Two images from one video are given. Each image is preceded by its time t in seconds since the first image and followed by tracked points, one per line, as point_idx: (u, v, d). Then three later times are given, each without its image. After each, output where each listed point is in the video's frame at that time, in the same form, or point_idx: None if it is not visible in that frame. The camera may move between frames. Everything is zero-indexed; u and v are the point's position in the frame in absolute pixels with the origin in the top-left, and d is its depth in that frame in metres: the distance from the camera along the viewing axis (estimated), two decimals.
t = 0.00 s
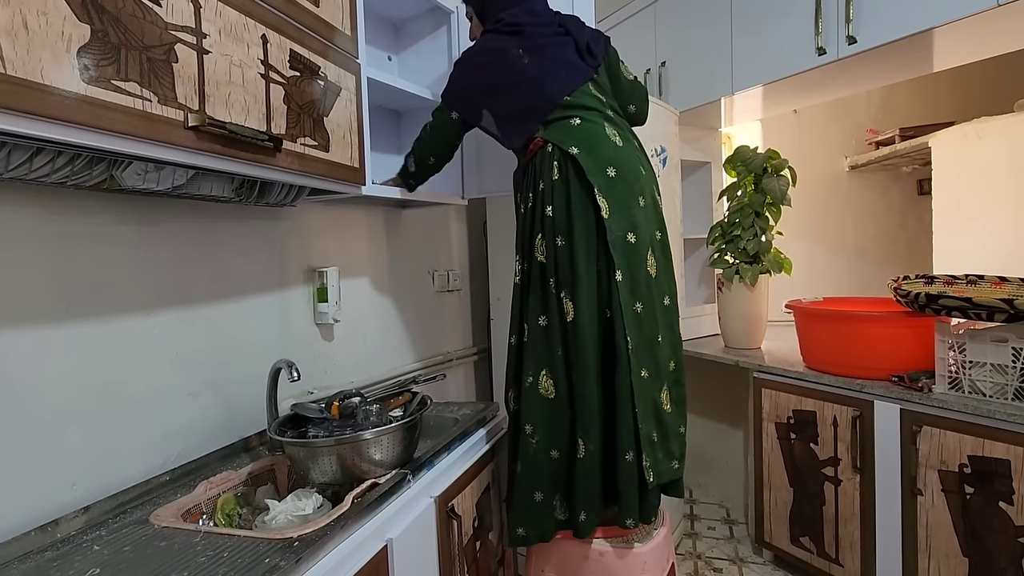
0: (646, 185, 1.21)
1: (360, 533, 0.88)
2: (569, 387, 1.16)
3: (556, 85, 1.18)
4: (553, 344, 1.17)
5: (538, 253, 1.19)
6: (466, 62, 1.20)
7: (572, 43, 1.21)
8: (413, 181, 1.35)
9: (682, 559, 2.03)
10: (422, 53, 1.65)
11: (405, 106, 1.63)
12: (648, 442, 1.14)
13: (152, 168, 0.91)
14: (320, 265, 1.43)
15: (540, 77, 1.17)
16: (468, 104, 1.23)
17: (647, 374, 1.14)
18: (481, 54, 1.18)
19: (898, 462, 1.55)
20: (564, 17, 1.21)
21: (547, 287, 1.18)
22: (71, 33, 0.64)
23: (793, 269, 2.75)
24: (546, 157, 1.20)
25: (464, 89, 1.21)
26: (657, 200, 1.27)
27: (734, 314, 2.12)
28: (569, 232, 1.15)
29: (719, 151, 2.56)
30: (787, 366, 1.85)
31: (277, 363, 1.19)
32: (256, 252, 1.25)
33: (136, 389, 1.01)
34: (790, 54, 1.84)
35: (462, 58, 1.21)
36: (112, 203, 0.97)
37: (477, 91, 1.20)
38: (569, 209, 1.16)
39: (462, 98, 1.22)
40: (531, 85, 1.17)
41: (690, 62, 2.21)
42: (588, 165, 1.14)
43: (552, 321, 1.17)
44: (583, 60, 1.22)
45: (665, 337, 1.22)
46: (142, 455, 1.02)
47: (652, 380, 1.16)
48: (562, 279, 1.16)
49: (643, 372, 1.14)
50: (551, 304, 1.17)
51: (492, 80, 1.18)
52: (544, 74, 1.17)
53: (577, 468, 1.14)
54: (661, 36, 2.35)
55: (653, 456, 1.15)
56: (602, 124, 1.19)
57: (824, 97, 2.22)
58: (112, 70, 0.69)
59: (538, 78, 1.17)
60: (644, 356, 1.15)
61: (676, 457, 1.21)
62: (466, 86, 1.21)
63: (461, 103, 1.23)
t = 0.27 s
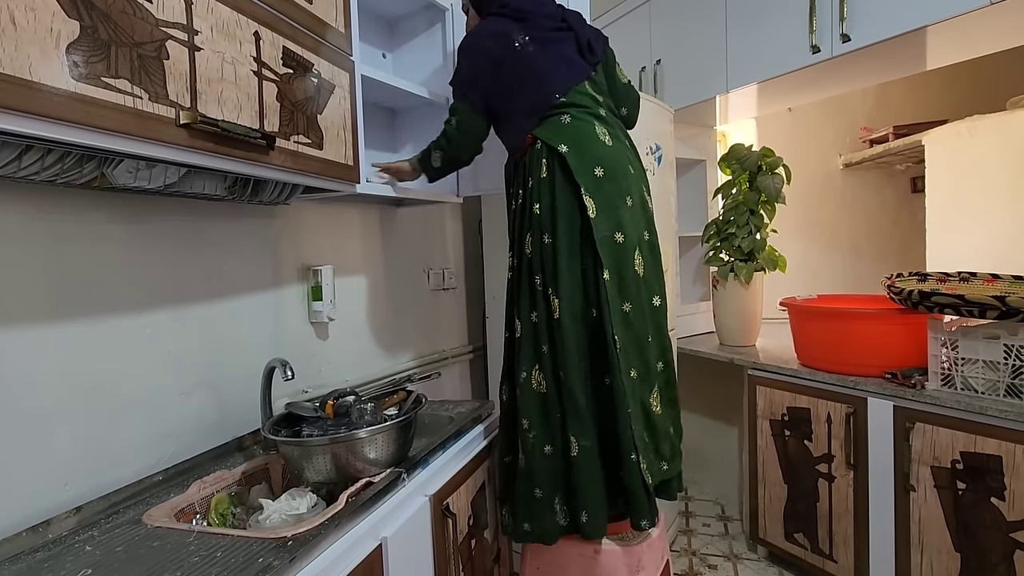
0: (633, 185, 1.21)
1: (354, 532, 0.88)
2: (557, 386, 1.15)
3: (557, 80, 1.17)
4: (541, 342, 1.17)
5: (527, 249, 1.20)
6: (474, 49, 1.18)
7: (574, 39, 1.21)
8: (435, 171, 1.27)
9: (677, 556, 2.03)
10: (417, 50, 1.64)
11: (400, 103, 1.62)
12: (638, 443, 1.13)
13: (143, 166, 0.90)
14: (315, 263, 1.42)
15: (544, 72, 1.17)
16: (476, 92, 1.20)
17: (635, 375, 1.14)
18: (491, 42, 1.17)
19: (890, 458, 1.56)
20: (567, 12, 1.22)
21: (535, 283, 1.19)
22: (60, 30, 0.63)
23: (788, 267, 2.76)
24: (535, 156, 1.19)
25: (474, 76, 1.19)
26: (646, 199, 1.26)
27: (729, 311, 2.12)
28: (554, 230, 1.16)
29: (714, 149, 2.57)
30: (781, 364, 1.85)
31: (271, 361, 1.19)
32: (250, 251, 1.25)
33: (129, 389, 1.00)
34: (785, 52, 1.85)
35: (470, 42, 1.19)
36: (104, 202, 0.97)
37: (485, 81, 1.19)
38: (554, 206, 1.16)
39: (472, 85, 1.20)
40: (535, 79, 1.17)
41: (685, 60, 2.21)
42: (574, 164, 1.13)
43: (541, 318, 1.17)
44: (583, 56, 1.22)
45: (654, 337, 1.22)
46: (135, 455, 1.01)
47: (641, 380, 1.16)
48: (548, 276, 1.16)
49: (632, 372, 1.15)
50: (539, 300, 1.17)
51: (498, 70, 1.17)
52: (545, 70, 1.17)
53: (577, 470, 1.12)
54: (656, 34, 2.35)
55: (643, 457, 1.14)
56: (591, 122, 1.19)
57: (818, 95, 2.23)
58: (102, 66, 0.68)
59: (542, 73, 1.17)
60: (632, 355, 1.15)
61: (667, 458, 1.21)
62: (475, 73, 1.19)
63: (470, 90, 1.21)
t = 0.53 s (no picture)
0: (636, 193, 1.23)
1: (350, 534, 0.88)
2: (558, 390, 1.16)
3: (563, 83, 1.16)
4: (545, 345, 1.17)
5: (533, 254, 1.20)
6: (481, 49, 1.15)
7: (575, 41, 1.21)
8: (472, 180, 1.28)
9: (673, 556, 2.04)
10: (412, 52, 1.64)
11: (395, 105, 1.63)
12: (630, 449, 1.15)
13: (138, 169, 0.90)
14: (311, 265, 1.42)
15: (550, 73, 1.15)
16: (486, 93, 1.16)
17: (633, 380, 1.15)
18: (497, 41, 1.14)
19: (884, 457, 1.57)
20: (566, 12, 1.21)
21: (543, 287, 1.18)
22: (53, 33, 0.63)
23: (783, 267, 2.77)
24: (541, 161, 1.19)
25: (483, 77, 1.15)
26: (643, 206, 1.29)
27: (724, 311, 2.13)
28: (563, 235, 1.15)
29: (709, 150, 2.58)
30: (776, 363, 1.86)
31: (266, 363, 1.19)
32: (245, 253, 1.25)
33: (124, 392, 1.00)
34: (778, 54, 1.86)
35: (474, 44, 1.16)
36: (98, 204, 0.96)
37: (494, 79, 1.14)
38: (563, 211, 1.16)
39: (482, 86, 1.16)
40: (542, 79, 1.15)
41: (680, 61, 2.22)
42: (587, 170, 1.14)
43: (545, 323, 1.18)
44: (586, 59, 1.22)
45: (649, 340, 1.24)
46: (130, 458, 1.01)
47: (636, 386, 1.17)
48: (557, 281, 1.15)
49: (630, 377, 1.15)
50: (545, 305, 1.17)
51: (506, 68, 1.14)
52: (551, 70, 1.15)
53: (555, 472, 1.14)
54: (651, 35, 2.36)
55: (633, 462, 1.16)
56: (599, 130, 1.20)
57: (811, 97, 2.24)
58: (96, 70, 0.68)
59: (549, 74, 1.15)
60: (632, 361, 1.16)
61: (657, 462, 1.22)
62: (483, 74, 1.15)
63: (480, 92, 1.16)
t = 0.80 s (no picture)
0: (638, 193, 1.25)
1: (344, 532, 0.88)
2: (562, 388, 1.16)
3: (564, 82, 1.15)
4: (549, 345, 1.17)
5: (537, 254, 1.18)
6: (482, 46, 1.12)
7: (574, 37, 1.20)
8: (467, 187, 1.25)
9: (667, 553, 2.05)
10: (406, 50, 1.64)
11: (389, 103, 1.62)
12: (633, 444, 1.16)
13: (128, 167, 0.89)
14: (304, 263, 1.42)
15: (552, 71, 1.13)
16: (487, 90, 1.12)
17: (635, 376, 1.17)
18: (498, 38, 1.11)
19: (876, 454, 1.58)
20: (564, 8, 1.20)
21: (548, 287, 1.17)
22: (41, 30, 0.63)
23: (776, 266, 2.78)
24: (546, 160, 1.18)
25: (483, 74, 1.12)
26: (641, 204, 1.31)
27: (718, 310, 2.14)
28: (569, 235, 1.15)
29: (703, 149, 2.58)
30: (769, 361, 1.87)
31: (258, 362, 1.18)
32: (237, 251, 1.24)
33: (115, 390, 1.00)
34: (772, 53, 1.86)
35: (475, 41, 1.13)
36: (88, 203, 0.96)
37: (496, 77, 1.11)
38: (570, 211, 1.15)
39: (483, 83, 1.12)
40: (544, 77, 1.13)
41: (674, 60, 2.23)
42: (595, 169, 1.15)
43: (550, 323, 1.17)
44: (584, 57, 1.22)
45: (650, 337, 1.26)
46: (122, 458, 1.01)
47: (639, 381, 1.19)
48: (563, 282, 1.15)
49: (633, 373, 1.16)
50: (550, 306, 1.17)
51: (511, 67, 1.11)
52: (552, 68, 1.13)
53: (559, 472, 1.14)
54: (645, 34, 2.36)
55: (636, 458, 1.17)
56: (602, 131, 1.21)
57: (805, 96, 2.25)
58: (85, 66, 0.67)
59: (550, 72, 1.13)
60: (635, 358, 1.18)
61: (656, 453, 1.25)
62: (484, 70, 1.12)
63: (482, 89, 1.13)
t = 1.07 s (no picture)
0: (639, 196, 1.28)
1: (338, 532, 0.88)
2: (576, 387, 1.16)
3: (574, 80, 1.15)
4: (563, 345, 1.16)
5: (549, 254, 1.17)
6: (499, 44, 1.07)
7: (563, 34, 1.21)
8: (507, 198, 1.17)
9: (661, 552, 2.05)
10: (400, 51, 1.64)
11: (383, 103, 1.62)
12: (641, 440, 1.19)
13: (119, 166, 0.89)
14: (298, 263, 1.41)
15: (564, 68, 1.13)
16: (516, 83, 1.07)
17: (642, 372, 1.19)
18: (516, 32, 1.08)
19: (868, 452, 1.59)
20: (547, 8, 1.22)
21: (561, 288, 1.16)
22: (30, 29, 0.63)
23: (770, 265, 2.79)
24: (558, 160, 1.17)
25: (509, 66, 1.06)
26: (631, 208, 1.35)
27: (712, 309, 2.15)
28: (584, 235, 1.15)
29: (697, 149, 2.59)
30: (762, 360, 1.88)
31: (251, 363, 1.18)
32: (230, 251, 1.23)
33: (107, 391, 0.99)
34: (765, 54, 1.87)
35: (491, 34, 1.08)
36: (79, 202, 0.95)
37: (522, 70, 1.07)
38: (586, 211, 1.15)
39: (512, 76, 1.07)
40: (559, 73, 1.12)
41: (668, 61, 2.23)
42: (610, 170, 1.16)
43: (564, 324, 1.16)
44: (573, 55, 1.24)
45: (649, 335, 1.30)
46: (113, 459, 1.00)
47: (644, 377, 1.22)
48: (580, 282, 1.14)
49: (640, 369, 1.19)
50: (564, 306, 1.16)
51: (534, 62, 1.08)
52: (564, 64, 1.13)
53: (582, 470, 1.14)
54: (639, 35, 2.37)
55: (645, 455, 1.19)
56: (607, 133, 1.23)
57: (798, 97, 2.26)
58: (75, 66, 0.67)
59: (563, 69, 1.13)
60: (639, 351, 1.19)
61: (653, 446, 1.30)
62: (510, 64, 1.07)
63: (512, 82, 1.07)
